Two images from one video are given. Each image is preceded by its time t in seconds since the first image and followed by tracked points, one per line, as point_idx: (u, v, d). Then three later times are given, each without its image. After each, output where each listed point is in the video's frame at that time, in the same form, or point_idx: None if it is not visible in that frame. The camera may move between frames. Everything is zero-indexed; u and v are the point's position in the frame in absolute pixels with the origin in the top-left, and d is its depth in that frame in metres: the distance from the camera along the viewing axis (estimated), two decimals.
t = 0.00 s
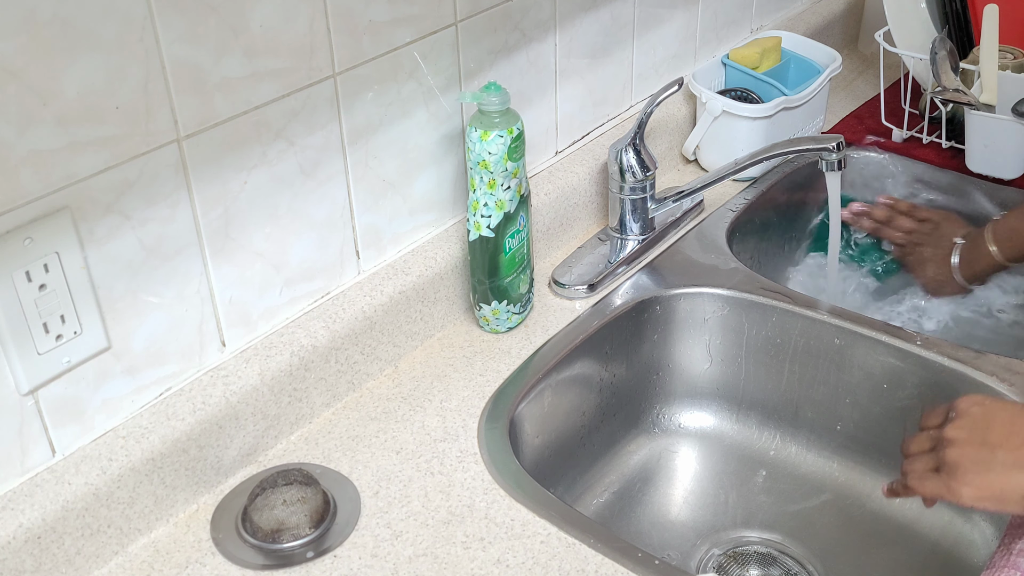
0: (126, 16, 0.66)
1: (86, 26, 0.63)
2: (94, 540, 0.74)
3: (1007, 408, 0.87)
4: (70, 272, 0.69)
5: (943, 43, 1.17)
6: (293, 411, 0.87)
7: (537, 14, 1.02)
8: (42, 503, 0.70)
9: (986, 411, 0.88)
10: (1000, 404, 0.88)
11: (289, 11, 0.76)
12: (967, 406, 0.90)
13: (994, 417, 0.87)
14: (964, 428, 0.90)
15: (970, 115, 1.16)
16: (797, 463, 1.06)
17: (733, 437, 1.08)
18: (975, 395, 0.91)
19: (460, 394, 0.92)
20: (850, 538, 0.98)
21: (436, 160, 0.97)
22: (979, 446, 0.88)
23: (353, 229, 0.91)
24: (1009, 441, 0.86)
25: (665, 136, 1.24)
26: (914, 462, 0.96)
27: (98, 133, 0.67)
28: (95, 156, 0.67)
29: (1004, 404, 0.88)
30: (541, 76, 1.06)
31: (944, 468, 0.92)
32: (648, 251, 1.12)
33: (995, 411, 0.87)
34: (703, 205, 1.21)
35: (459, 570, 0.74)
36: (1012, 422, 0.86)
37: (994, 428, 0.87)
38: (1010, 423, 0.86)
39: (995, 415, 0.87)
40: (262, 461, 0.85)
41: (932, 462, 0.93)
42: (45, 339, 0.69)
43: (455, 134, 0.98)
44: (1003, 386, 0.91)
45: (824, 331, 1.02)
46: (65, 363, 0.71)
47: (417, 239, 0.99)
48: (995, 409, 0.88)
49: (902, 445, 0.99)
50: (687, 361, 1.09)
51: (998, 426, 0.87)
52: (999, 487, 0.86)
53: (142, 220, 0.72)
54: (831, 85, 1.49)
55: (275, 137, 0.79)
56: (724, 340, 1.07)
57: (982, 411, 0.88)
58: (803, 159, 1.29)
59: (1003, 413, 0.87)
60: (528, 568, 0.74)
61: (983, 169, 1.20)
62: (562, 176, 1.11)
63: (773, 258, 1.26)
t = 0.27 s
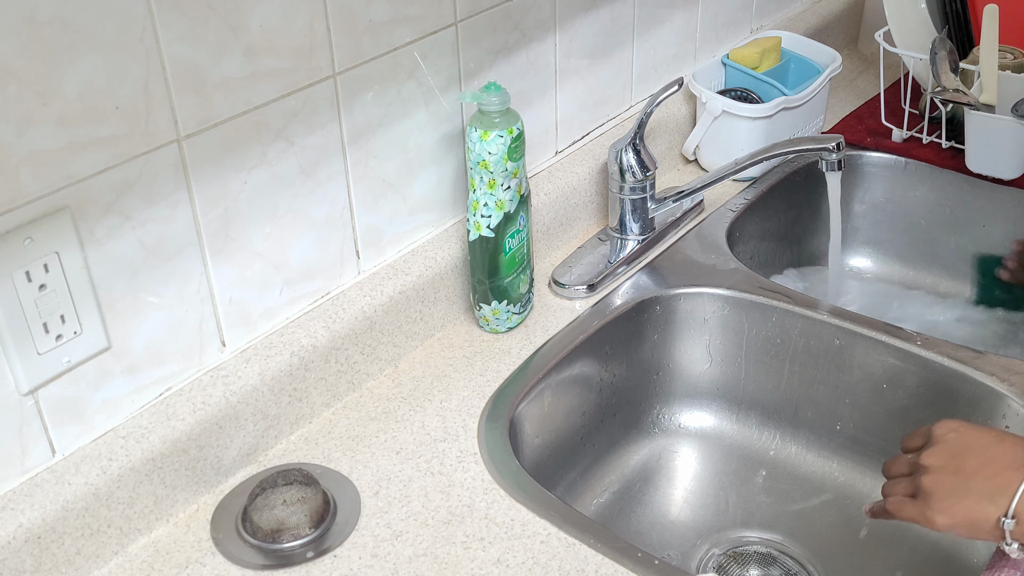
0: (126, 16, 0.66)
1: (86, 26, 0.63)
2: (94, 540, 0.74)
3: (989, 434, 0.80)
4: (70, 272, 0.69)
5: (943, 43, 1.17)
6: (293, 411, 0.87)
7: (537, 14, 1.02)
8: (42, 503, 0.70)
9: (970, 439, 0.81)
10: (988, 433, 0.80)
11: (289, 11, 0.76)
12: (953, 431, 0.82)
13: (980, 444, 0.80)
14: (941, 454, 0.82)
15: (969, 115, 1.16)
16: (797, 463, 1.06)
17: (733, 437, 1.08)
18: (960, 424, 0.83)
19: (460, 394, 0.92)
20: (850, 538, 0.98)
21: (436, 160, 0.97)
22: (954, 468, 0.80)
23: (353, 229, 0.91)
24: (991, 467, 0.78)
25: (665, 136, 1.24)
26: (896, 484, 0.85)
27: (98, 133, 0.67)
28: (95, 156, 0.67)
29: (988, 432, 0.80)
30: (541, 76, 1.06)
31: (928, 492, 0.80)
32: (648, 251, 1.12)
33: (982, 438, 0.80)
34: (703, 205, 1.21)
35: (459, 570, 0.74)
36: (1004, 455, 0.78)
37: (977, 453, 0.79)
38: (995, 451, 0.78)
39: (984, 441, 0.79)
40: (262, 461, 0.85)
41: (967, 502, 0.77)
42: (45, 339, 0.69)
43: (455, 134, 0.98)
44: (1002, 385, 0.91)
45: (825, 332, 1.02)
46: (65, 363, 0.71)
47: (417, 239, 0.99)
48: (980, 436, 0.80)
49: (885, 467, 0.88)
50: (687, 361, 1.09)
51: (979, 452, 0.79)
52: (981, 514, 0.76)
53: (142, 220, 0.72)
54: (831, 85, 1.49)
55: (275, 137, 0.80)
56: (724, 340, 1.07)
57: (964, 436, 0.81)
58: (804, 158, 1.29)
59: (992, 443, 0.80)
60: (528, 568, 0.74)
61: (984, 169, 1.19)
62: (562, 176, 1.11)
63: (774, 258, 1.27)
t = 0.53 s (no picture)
0: (126, 16, 0.65)
1: (86, 26, 0.63)
2: (95, 540, 0.74)
3: (975, 426, 0.83)
4: (71, 272, 0.69)
5: (943, 43, 1.18)
6: (293, 411, 0.87)
7: (537, 14, 1.02)
8: (42, 503, 0.70)
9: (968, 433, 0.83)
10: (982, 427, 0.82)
11: (290, 11, 0.76)
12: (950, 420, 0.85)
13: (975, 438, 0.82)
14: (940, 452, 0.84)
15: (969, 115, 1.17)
16: (797, 463, 1.06)
17: (733, 437, 1.08)
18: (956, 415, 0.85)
19: (460, 394, 0.92)
20: (850, 537, 0.98)
21: (436, 160, 0.97)
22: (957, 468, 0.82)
23: (353, 229, 0.91)
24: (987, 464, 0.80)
25: (664, 136, 1.24)
26: (887, 469, 0.91)
27: (98, 133, 0.67)
28: (95, 156, 0.67)
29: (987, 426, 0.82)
30: (541, 76, 1.06)
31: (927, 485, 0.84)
32: (648, 251, 1.12)
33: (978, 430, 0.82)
34: (703, 205, 1.21)
35: (459, 570, 0.74)
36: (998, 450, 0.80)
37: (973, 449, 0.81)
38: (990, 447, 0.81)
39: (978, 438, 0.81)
40: (262, 461, 0.85)
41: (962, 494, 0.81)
42: (45, 339, 0.69)
43: (455, 134, 0.98)
44: (1002, 385, 0.91)
45: (825, 332, 1.02)
46: (65, 363, 0.71)
47: (417, 239, 0.99)
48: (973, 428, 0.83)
49: (879, 452, 0.95)
50: (687, 361, 1.09)
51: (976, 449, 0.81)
52: (973, 504, 0.79)
53: (142, 220, 0.72)
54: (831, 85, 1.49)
55: (275, 137, 0.80)
56: (724, 340, 1.07)
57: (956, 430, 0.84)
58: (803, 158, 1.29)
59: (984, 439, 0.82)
60: (528, 568, 0.74)
61: (984, 169, 1.19)
62: (562, 176, 1.11)
63: (773, 257, 1.27)
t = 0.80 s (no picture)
0: (126, 16, 0.65)
1: (86, 25, 0.63)
2: (95, 539, 0.74)
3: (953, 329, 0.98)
4: (70, 272, 0.69)
5: (943, 43, 1.18)
6: (293, 411, 0.87)
7: (537, 14, 1.02)
8: (42, 503, 0.70)
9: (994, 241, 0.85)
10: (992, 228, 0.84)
11: (290, 11, 0.76)
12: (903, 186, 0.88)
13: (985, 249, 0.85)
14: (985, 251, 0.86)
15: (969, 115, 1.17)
16: (797, 463, 1.06)
17: (733, 437, 1.08)
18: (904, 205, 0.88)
19: (460, 394, 0.92)
20: (850, 537, 0.98)
21: (436, 160, 0.97)
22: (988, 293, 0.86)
23: (353, 229, 0.91)
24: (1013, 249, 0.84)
25: (664, 136, 1.24)
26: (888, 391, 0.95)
27: (98, 133, 0.67)
28: (94, 156, 0.67)
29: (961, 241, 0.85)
30: (541, 76, 1.06)
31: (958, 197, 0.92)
32: (648, 251, 1.12)
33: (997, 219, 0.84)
34: (703, 205, 1.21)
35: (459, 570, 0.74)
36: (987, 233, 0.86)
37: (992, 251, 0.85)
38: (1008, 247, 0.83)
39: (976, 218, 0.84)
40: (262, 461, 0.85)
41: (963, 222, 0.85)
42: (45, 339, 0.69)
43: (455, 134, 0.98)
44: (1002, 385, 0.91)
45: (825, 332, 1.02)
46: (65, 363, 0.71)
47: (417, 239, 0.99)
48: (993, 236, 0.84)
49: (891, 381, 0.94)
50: (687, 361, 1.09)
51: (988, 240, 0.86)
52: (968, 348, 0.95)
53: (142, 220, 0.72)
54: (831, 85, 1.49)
55: (275, 137, 0.79)
56: (724, 340, 1.07)
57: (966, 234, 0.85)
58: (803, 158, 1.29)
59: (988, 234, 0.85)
60: (528, 568, 0.74)
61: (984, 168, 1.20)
62: (562, 176, 1.11)
63: (773, 257, 1.27)
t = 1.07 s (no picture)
0: (126, 16, 0.65)
1: (86, 25, 0.63)
2: (94, 540, 0.74)
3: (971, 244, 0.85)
4: (70, 272, 0.69)
5: (943, 43, 1.17)
6: (293, 411, 0.87)
7: (537, 14, 1.02)
8: (42, 503, 0.70)
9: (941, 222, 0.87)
10: (947, 219, 0.86)
11: (289, 10, 0.76)
12: (861, 182, 0.94)
13: (938, 244, 0.87)
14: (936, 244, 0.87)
15: (969, 115, 1.17)
16: (797, 462, 1.06)
17: (733, 437, 1.08)
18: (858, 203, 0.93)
19: (460, 394, 0.92)
20: (849, 537, 0.98)
21: (436, 160, 0.97)
22: (964, 287, 0.87)
23: (353, 229, 0.91)
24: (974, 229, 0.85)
25: (665, 136, 1.24)
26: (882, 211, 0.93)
27: (98, 133, 0.67)
28: (94, 156, 0.67)
29: (911, 231, 0.88)
30: (541, 76, 1.06)
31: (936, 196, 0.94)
32: (648, 251, 1.12)
33: (949, 214, 0.86)
34: (703, 205, 1.21)
35: (459, 570, 0.74)
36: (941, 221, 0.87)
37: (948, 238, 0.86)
38: (962, 228, 0.85)
39: (933, 215, 0.87)
40: (262, 461, 0.85)
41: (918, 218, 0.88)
42: (45, 339, 0.69)
43: (455, 134, 0.98)
44: (1001, 385, 0.91)
45: (824, 332, 1.02)
46: (65, 363, 0.71)
47: (417, 239, 0.99)
48: (935, 243, 0.87)
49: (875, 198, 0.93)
50: (687, 361, 1.09)
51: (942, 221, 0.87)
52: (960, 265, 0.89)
53: (142, 220, 0.72)
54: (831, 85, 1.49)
55: (275, 137, 0.79)
56: (724, 340, 1.08)
57: (918, 227, 0.88)
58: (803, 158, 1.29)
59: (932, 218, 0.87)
60: (528, 568, 0.73)
61: (983, 169, 1.19)
62: (562, 176, 1.11)
63: (772, 257, 1.27)
